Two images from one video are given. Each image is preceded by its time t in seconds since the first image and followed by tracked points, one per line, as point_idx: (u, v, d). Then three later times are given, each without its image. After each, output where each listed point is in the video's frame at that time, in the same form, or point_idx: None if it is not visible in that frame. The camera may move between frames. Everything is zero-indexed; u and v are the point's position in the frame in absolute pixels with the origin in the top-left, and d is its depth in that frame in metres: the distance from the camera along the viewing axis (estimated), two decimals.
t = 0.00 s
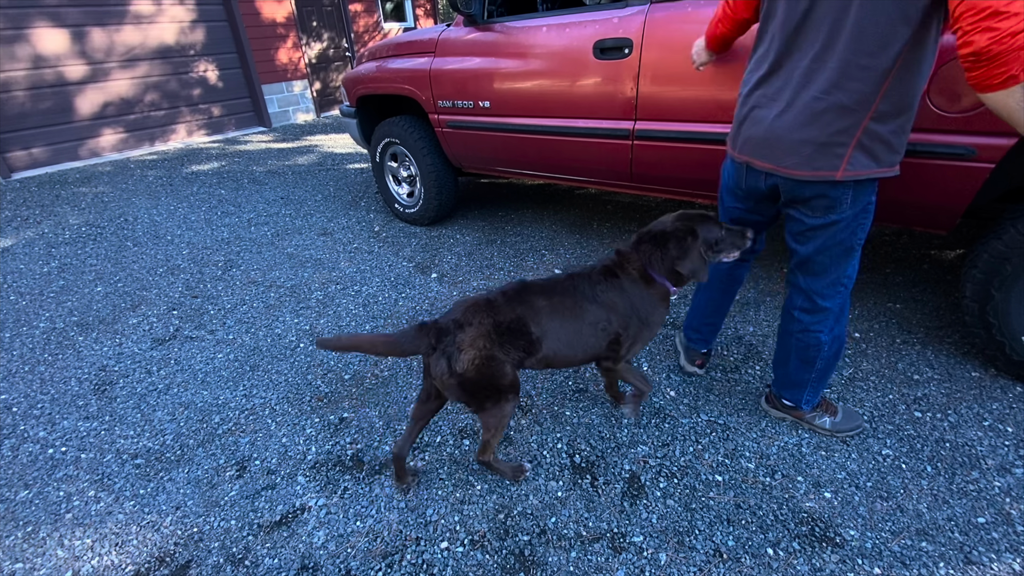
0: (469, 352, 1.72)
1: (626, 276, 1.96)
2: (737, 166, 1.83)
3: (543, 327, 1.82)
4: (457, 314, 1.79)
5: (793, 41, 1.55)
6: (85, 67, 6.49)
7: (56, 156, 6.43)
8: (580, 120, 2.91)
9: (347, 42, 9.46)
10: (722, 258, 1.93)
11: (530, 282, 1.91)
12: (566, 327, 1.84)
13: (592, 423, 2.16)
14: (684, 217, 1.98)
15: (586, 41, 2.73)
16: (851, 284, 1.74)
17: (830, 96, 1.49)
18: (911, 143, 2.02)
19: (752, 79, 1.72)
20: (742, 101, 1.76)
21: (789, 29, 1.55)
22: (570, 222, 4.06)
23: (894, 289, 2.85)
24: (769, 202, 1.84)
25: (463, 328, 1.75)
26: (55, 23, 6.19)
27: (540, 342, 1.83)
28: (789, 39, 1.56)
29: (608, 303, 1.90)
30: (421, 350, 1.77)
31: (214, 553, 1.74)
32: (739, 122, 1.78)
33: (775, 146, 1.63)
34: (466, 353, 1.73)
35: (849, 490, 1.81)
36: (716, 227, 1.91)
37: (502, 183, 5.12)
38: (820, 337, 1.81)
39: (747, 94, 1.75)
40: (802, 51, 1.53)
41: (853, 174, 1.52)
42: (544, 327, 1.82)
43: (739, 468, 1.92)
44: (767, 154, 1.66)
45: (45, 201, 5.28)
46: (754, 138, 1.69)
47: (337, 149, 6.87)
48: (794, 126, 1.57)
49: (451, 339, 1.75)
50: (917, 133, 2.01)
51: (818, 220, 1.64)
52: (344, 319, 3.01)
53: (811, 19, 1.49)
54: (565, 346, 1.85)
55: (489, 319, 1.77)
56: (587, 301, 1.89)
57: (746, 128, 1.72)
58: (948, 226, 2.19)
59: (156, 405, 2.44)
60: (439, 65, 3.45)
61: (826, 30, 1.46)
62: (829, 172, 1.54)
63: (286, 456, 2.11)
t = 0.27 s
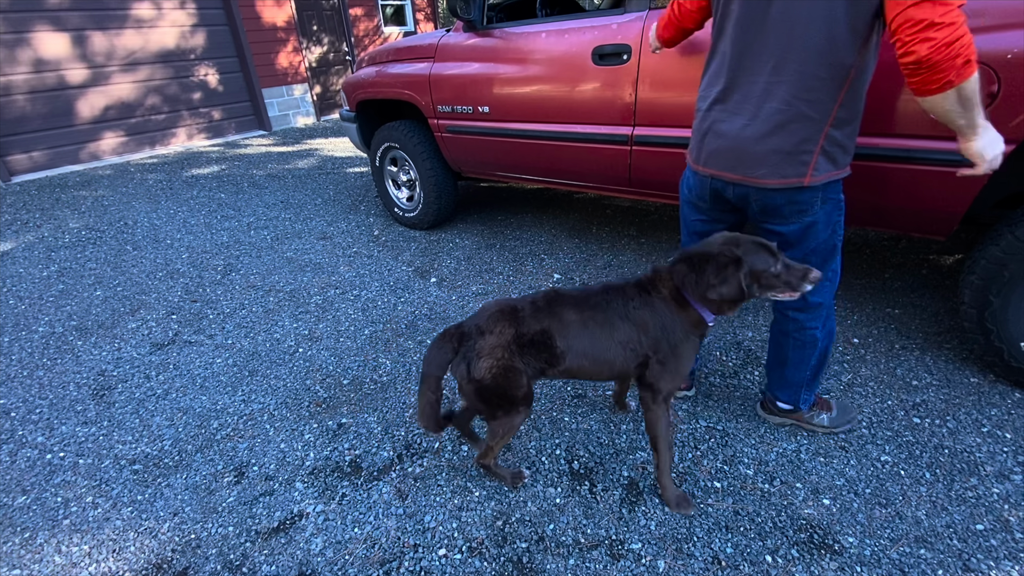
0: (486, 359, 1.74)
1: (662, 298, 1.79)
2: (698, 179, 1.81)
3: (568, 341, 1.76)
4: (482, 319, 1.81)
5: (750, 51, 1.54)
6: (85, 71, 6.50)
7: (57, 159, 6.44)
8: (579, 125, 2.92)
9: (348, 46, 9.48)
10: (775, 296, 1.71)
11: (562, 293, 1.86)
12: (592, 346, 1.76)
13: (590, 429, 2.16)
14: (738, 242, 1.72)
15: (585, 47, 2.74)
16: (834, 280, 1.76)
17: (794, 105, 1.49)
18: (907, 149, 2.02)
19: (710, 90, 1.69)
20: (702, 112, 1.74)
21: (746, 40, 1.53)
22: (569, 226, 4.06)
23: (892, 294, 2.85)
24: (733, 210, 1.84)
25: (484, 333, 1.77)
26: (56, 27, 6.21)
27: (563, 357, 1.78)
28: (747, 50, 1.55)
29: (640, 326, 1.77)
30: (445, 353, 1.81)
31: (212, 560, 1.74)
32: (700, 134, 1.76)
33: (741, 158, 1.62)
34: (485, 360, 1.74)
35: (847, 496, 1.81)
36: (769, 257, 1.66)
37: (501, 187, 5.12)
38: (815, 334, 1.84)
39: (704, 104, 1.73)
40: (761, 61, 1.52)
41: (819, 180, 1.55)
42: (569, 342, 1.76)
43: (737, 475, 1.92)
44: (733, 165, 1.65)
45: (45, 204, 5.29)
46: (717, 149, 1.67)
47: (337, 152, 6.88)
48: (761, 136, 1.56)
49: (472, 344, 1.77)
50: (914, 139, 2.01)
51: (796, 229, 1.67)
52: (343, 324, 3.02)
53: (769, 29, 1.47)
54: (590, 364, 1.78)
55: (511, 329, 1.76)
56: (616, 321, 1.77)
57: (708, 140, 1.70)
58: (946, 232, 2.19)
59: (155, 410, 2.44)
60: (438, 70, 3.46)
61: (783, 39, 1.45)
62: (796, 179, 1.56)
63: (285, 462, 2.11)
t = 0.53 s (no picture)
0: (499, 361, 1.71)
1: (706, 336, 1.62)
2: (685, 188, 1.77)
3: (587, 363, 1.67)
4: (503, 321, 1.76)
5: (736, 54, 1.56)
6: (85, 74, 6.51)
7: (56, 163, 6.44)
8: (578, 130, 2.92)
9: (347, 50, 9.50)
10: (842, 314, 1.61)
11: (593, 310, 1.75)
12: (613, 374, 1.65)
13: (589, 435, 2.15)
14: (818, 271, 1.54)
15: (583, 52, 2.74)
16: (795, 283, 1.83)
17: (783, 107, 1.54)
18: (906, 155, 2.02)
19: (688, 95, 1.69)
20: (681, 118, 1.73)
21: (731, 44, 1.56)
22: (568, 230, 4.06)
23: (891, 299, 2.85)
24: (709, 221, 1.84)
25: (502, 335, 1.74)
26: (56, 30, 6.21)
27: (579, 380, 1.70)
28: (731, 54, 1.57)
29: (674, 365, 1.62)
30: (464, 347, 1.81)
31: (209, 567, 1.73)
32: (679, 139, 1.74)
33: (734, 161, 1.62)
34: (501, 363, 1.71)
35: (846, 503, 1.80)
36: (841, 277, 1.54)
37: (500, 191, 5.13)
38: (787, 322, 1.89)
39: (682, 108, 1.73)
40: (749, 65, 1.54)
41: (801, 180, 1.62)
42: (588, 364, 1.67)
43: (735, 481, 1.91)
44: (720, 169, 1.65)
45: (44, 208, 5.29)
46: (703, 154, 1.67)
47: (336, 156, 6.89)
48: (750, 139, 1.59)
49: (490, 345, 1.74)
50: (912, 144, 2.01)
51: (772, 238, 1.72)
52: (342, 328, 3.01)
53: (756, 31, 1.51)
54: (609, 391, 1.68)
55: (530, 338, 1.70)
56: (643, 353, 1.64)
57: (693, 145, 1.69)
58: (945, 237, 2.18)
59: (152, 415, 2.44)
60: (437, 74, 3.46)
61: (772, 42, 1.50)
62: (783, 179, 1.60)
63: (282, 468, 2.10)
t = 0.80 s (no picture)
0: (539, 362, 1.64)
1: (769, 358, 1.51)
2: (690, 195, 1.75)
3: (628, 374, 1.57)
4: (547, 321, 1.70)
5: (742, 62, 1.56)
6: (84, 77, 6.51)
7: (54, 165, 6.44)
8: (575, 133, 2.92)
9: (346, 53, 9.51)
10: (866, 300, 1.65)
11: (641, 317, 1.67)
12: (657, 386, 1.55)
13: (586, 439, 2.15)
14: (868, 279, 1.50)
15: (581, 55, 2.74)
16: (772, 276, 1.89)
17: (790, 110, 1.60)
18: (902, 158, 2.02)
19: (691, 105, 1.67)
20: (698, 130, 1.67)
21: (742, 50, 1.55)
22: (566, 233, 4.06)
23: (889, 301, 2.85)
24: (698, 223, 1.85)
25: (544, 335, 1.67)
26: (55, 33, 6.22)
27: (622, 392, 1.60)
28: (738, 61, 1.56)
29: (725, 383, 1.51)
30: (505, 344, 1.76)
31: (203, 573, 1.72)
32: (684, 150, 1.71)
33: (755, 168, 1.63)
34: (540, 364, 1.64)
35: (844, 507, 1.79)
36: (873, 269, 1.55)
37: (498, 194, 5.13)
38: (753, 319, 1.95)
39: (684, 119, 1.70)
40: (766, 72, 1.56)
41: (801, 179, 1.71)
42: (630, 375, 1.57)
43: (733, 485, 1.90)
44: (733, 178, 1.66)
45: (42, 211, 5.28)
46: (716, 163, 1.66)
47: (335, 159, 6.89)
48: (761, 145, 1.61)
49: (532, 344, 1.68)
50: (908, 148, 2.00)
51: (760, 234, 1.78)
52: (339, 332, 3.00)
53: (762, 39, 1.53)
54: (648, 405, 1.58)
55: (572, 342, 1.63)
56: (693, 367, 1.53)
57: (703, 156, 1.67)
58: (942, 240, 2.18)
59: (148, 419, 2.43)
60: (436, 78, 3.46)
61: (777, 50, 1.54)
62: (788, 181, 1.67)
63: (278, 472, 2.09)
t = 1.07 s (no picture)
0: (571, 388, 1.56)
1: (822, 365, 1.46)
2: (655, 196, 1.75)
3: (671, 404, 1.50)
4: (580, 344, 1.60)
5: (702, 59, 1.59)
6: (83, 80, 6.51)
7: (53, 168, 6.43)
8: (574, 136, 2.92)
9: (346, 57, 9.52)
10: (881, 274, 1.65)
11: (682, 343, 1.56)
12: (701, 414, 1.48)
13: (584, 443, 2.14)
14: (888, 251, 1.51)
15: (579, 59, 2.74)
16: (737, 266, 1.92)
17: (744, 107, 1.66)
18: (900, 161, 2.01)
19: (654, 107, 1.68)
20: (655, 131, 1.69)
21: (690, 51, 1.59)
22: (565, 236, 4.06)
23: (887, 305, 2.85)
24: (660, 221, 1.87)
25: (577, 360, 1.58)
26: (55, 37, 6.22)
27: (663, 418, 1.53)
28: (694, 61, 1.60)
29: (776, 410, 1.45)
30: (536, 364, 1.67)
31: None
32: (652, 154, 1.70)
33: (710, 164, 1.66)
34: (575, 392, 1.55)
35: (844, 512, 1.79)
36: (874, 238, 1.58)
37: (497, 197, 5.13)
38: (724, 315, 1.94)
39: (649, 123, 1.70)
40: (712, 72, 1.60)
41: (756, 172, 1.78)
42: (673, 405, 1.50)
43: (732, 489, 1.89)
44: (701, 174, 1.68)
45: (41, 213, 5.28)
46: (685, 163, 1.67)
47: (334, 162, 6.89)
48: (725, 139, 1.65)
49: (564, 368, 1.59)
50: (906, 151, 2.00)
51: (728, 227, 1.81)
52: (337, 335, 3.00)
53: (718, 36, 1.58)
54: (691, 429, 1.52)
55: (608, 370, 1.54)
56: (739, 394, 1.46)
57: (671, 156, 1.67)
58: (940, 244, 2.17)
59: (144, 423, 2.42)
60: (434, 81, 3.46)
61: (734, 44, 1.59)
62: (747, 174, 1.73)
63: (275, 476, 2.08)
